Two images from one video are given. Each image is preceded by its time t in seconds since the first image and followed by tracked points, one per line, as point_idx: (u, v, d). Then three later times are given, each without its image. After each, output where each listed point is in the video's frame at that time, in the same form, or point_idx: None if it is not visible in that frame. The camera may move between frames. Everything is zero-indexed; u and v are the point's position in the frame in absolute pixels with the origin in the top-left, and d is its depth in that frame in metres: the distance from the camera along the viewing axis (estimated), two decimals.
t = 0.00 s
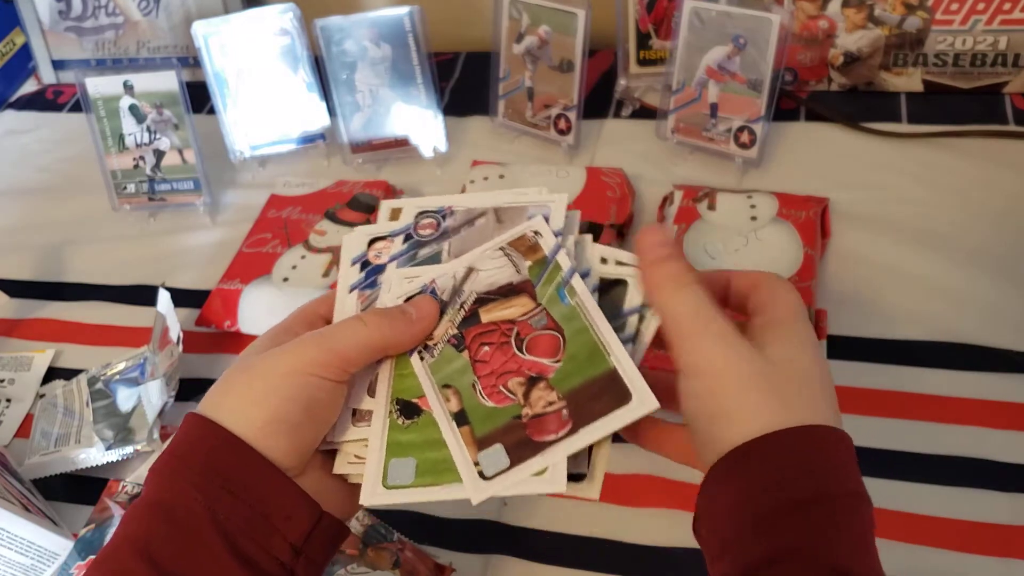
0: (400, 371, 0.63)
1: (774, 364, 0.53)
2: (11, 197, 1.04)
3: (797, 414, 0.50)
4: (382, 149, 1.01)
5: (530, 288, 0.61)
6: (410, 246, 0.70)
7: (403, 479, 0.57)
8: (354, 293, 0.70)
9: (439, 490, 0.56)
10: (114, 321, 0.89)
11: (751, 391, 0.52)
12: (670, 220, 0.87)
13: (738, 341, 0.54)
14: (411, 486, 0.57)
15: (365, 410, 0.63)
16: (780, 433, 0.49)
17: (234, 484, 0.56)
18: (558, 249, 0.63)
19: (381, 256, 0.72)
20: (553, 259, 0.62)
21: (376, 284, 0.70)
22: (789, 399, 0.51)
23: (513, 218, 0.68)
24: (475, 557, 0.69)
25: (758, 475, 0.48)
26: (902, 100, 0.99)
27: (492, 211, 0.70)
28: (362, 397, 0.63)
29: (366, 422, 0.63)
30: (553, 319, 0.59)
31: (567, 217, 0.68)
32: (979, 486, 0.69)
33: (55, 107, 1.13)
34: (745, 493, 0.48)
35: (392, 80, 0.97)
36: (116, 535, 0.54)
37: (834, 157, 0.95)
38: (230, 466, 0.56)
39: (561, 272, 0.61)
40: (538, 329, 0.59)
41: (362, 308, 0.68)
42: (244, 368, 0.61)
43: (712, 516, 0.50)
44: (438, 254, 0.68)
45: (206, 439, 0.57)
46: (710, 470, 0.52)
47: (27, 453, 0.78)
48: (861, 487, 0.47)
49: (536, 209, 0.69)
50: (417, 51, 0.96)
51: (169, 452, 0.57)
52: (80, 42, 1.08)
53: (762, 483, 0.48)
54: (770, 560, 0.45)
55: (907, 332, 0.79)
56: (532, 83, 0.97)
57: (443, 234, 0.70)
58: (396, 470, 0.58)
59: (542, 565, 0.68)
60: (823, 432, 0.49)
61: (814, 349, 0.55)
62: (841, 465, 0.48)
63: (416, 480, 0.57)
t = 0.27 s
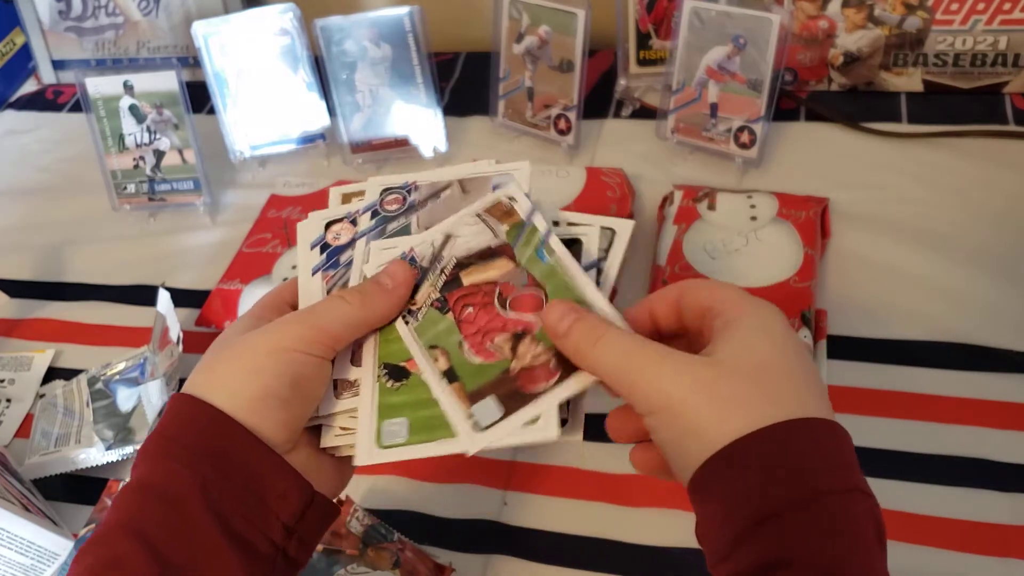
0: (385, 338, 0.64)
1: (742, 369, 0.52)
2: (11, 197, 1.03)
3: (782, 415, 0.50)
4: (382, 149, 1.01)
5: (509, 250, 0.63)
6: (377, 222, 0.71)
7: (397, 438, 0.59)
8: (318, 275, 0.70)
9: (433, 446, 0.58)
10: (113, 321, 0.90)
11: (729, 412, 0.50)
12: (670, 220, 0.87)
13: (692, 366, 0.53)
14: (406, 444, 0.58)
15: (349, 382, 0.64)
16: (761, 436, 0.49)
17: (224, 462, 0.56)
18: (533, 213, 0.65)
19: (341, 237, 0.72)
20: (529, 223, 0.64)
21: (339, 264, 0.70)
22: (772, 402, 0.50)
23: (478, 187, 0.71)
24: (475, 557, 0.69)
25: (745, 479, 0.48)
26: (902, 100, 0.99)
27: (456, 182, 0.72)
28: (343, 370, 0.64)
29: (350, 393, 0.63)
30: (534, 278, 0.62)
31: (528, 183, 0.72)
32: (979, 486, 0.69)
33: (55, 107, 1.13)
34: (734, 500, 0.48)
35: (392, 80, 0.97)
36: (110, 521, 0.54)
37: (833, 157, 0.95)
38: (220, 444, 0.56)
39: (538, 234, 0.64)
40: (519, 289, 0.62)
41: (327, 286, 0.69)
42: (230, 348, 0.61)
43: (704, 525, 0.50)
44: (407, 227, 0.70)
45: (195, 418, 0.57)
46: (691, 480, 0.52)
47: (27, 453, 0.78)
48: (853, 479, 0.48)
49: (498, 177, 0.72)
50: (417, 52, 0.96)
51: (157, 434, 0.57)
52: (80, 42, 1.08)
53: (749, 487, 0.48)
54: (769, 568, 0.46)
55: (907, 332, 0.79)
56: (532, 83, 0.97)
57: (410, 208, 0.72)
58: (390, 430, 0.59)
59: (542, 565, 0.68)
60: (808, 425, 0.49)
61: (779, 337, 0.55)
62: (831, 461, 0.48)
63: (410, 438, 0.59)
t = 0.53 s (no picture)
0: (395, 340, 0.64)
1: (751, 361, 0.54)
2: (11, 197, 1.04)
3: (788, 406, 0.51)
4: (382, 149, 1.01)
5: (538, 231, 0.66)
6: (375, 233, 0.72)
7: (424, 433, 0.59)
8: (318, 287, 0.70)
9: (463, 438, 0.59)
10: (114, 321, 0.90)
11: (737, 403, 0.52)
12: (670, 220, 0.87)
13: (702, 359, 0.54)
14: (433, 439, 0.59)
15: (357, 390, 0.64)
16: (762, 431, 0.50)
17: (236, 469, 0.56)
18: (556, 193, 0.68)
19: (339, 249, 0.72)
20: (557, 205, 0.67)
21: (339, 275, 0.70)
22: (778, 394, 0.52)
23: (473, 194, 0.73)
24: (475, 557, 0.69)
25: (749, 473, 0.50)
26: (902, 100, 0.99)
27: (451, 189, 0.73)
28: (349, 377, 0.64)
29: (358, 400, 0.63)
30: (566, 255, 0.64)
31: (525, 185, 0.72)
32: (978, 486, 0.69)
33: (55, 107, 1.14)
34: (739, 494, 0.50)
35: (392, 80, 0.97)
36: (123, 528, 0.54)
37: (833, 157, 0.95)
38: (231, 451, 0.57)
39: (565, 214, 0.67)
40: (553, 267, 0.64)
41: (329, 298, 0.69)
42: (240, 360, 0.61)
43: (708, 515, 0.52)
44: (406, 236, 0.71)
45: (206, 426, 0.57)
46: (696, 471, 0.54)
47: (27, 453, 0.78)
48: (861, 473, 0.49)
49: (493, 183, 0.73)
50: (418, 52, 0.97)
51: (170, 442, 0.57)
52: (80, 43, 1.08)
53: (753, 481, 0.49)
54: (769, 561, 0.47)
55: (907, 332, 0.79)
56: (532, 83, 0.97)
57: (406, 217, 0.73)
58: (415, 427, 0.60)
59: (542, 565, 0.68)
60: (815, 419, 0.50)
61: (785, 329, 0.56)
62: (838, 454, 0.49)
63: (435, 434, 0.59)
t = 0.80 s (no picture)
0: (393, 344, 0.67)
1: (837, 349, 0.53)
2: (11, 197, 1.04)
3: (863, 407, 0.51)
4: (382, 149, 1.01)
5: (587, 169, 0.66)
6: (379, 235, 0.74)
7: (419, 436, 0.63)
8: (320, 287, 0.71)
9: (459, 441, 0.62)
10: (114, 321, 0.90)
11: (811, 389, 0.52)
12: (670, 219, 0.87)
13: (791, 339, 0.54)
14: (429, 442, 0.63)
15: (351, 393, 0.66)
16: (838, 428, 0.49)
17: (229, 470, 0.56)
18: (596, 117, 0.67)
19: (343, 250, 0.73)
20: (601, 132, 0.66)
21: (341, 276, 0.72)
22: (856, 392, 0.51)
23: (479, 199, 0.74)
24: (474, 557, 0.69)
25: (814, 468, 0.49)
26: (902, 100, 0.99)
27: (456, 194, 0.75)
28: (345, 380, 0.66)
29: (353, 404, 0.65)
30: (622, 201, 0.66)
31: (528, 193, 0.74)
32: (978, 486, 0.69)
33: (55, 108, 1.14)
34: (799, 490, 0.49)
35: (392, 80, 0.97)
36: (115, 529, 0.54)
37: (832, 157, 0.96)
38: (225, 452, 0.57)
39: (611, 145, 0.66)
40: (610, 216, 0.66)
41: (330, 299, 0.70)
42: (239, 359, 0.62)
43: (753, 506, 0.51)
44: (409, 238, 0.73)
45: (202, 425, 0.58)
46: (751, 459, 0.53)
47: (27, 453, 0.78)
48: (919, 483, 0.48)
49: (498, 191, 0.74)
50: (417, 52, 0.97)
51: (164, 442, 0.57)
52: (80, 43, 1.08)
53: (816, 479, 0.48)
54: (830, 560, 0.46)
55: (907, 332, 0.79)
56: (532, 83, 0.97)
57: (410, 220, 0.74)
58: (410, 430, 0.63)
59: (541, 564, 0.69)
60: (887, 424, 0.49)
61: (863, 321, 0.56)
62: (907, 461, 0.48)
63: (431, 437, 0.63)
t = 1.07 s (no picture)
0: (392, 350, 0.65)
1: (835, 336, 0.53)
2: (11, 197, 1.04)
3: (868, 395, 0.50)
4: (382, 149, 1.01)
5: (507, 263, 0.63)
6: (389, 236, 0.73)
7: (409, 448, 0.60)
8: (327, 285, 0.70)
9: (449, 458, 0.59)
10: (114, 321, 0.90)
11: (813, 378, 0.51)
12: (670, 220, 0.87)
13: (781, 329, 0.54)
14: (419, 453, 0.59)
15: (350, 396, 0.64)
16: (842, 417, 0.49)
17: (225, 468, 0.56)
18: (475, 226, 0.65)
19: (353, 248, 0.73)
20: (484, 236, 0.64)
21: (349, 275, 0.71)
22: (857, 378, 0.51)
23: (491, 207, 0.71)
24: (474, 558, 0.69)
25: (815, 460, 0.48)
26: (901, 100, 0.99)
27: (470, 201, 0.72)
28: (343, 382, 0.64)
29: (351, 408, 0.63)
30: (554, 259, 0.62)
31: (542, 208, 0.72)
32: (978, 486, 0.69)
33: (55, 107, 1.14)
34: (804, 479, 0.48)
35: (393, 80, 0.97)
36: (111, 526, 0.54)
37: (833, 157, 0.96)
38: (222, 449, 0.57)
39: (509, 235, 0.64)
40: (556, 276, 0.62)
41: (337, 297, 0.69)
42: (236, 358, 0.61)
43: (758, 497, 0.51)
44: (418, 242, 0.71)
45: (200, 422, 0.57)
46: (755, 450, 0.52)
47: (27, 453, 0.78)
48: (925, 469, 0.48)
49: (514, 200, 0.72)
50: (418, 52, 0.97)
51: (162, 438, 0.57)
52: (80, 43, 1.08)
53: (821, 468, 0.48)
54: (838, 550, 0.46)
55: (907, 332, 0.79)
56: (533, 83, 0.97)
57: (422, 223, 0.72)
58: (402, 441, 0.60)
59: (541, 564, 0.69)
60: (892, 411, 0.49)
61: (864, 306, 0.55)
62: (910, 447, 0.48)
63: (421, 449, 0.60)
